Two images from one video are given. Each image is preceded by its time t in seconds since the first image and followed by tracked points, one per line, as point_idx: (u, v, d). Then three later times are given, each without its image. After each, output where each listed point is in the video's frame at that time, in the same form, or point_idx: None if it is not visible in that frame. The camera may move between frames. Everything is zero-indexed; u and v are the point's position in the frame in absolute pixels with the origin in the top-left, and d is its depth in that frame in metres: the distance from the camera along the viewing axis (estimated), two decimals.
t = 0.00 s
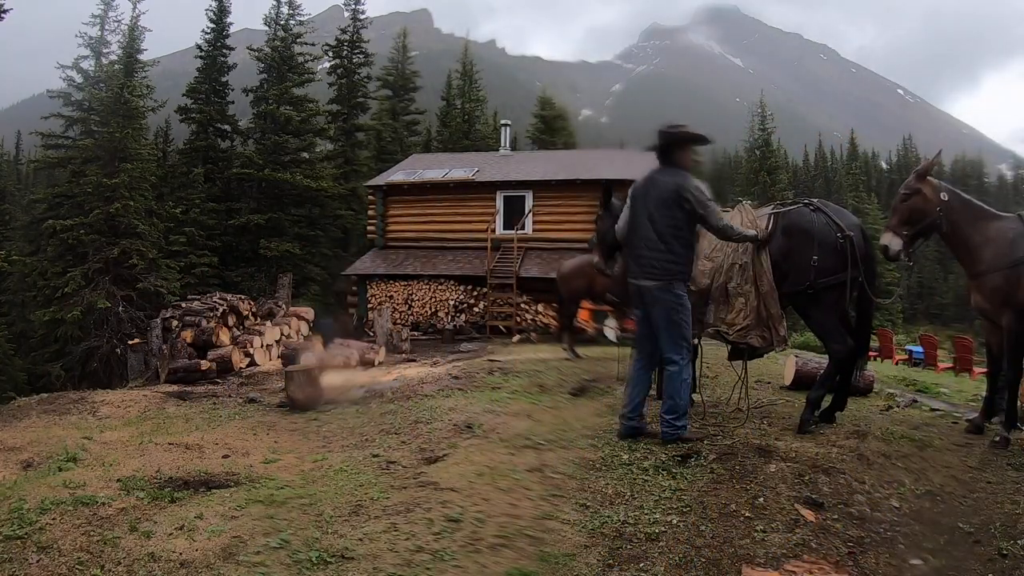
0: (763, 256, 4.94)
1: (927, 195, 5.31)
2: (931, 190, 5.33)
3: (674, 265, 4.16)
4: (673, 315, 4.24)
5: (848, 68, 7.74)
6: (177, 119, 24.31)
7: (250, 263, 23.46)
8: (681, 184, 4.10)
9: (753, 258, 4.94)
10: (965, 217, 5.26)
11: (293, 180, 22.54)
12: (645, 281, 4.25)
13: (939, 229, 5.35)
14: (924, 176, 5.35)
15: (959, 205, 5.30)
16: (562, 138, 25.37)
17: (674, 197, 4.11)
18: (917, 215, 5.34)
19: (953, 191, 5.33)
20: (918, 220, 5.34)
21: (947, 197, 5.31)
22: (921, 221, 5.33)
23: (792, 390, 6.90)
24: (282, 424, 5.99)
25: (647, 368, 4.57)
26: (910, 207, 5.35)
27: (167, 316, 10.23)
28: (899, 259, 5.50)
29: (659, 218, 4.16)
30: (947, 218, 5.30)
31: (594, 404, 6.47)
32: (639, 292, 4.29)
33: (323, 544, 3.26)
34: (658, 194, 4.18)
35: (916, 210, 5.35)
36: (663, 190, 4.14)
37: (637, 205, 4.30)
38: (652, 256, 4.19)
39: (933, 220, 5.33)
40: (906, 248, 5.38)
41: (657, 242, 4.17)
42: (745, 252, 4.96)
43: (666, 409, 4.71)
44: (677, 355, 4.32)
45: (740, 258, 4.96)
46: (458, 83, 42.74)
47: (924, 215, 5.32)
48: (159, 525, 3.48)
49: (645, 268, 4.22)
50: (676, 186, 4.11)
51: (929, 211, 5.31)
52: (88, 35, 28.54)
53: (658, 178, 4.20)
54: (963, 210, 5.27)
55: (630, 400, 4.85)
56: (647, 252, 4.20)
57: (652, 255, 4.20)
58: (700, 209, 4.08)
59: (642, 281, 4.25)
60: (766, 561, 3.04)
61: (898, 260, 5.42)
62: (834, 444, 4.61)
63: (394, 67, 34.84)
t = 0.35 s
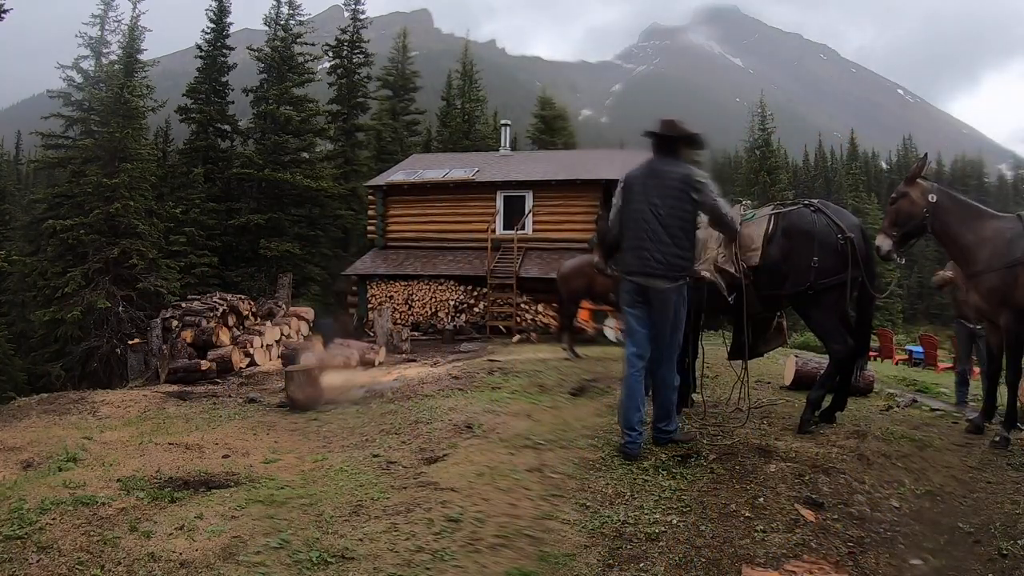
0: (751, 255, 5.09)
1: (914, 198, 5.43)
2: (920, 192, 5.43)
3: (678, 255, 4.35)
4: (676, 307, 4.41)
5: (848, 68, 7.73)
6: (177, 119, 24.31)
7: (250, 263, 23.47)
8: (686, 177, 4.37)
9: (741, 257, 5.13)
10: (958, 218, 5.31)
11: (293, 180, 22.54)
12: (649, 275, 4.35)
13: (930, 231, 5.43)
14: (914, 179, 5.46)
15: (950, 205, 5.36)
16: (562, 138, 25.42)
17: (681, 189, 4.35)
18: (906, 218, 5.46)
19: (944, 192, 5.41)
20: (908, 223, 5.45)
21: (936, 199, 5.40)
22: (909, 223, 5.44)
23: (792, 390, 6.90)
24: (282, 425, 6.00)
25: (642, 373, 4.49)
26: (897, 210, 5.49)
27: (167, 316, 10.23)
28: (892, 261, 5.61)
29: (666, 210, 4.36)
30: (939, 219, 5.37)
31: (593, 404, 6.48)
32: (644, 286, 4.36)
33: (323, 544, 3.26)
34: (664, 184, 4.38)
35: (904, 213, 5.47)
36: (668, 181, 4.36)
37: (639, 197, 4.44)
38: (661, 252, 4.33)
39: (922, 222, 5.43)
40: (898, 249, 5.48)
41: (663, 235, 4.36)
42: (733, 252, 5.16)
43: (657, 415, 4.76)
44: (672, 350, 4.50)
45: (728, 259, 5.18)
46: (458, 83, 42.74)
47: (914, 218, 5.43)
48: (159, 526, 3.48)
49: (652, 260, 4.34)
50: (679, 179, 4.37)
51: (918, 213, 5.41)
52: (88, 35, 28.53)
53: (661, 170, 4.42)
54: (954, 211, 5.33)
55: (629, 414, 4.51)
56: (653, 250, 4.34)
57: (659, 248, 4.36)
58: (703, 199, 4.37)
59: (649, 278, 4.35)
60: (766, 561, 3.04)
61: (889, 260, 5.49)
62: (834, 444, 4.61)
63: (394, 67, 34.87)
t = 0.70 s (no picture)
0: (750, 257, 5.11)
1: (911, 199, 5.50)
2: (918, 193, 5.49)
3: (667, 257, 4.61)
4: (667, 307, 4.64)
5: (848, 68, 7.72)
6: (177, 119, 24.31)
7: (250, 263, 23.48)
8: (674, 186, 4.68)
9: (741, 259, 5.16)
10: (957, 218, 5.32)
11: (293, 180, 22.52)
12: (640, 274, 4.63)
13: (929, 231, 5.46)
14: (912, 180, 5.52)
15: (949, 206, 5.37)
16: (562, 138, 25.46)
17: (670, 198, 4.68)
18: (904, 219, 5.51)
19: (943, 192, 5.44)
20: (906, 223, 5.50)
21: (935, 199, 5.43)
22: (907, 223, 5.50)
23: (792, 390, 6.89)
24: (282, 424, 6.00)
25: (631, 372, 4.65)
26: (896, 212, 5.55)
27: (167, 316, 10.23)
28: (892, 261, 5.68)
29: (656, 216, 4.67)
30: (938, 219, 5.40)
31: (594, 404, 6.48)
32: (636, 286, 4.62)
33: (324, 544, 3.25)
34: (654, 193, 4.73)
35: (902, 214, 5.53)
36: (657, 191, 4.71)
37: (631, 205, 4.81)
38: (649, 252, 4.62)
39: (921, 223, 5.48)
40: (897, 250, 5.54)
41: (652, 238, 4.65)
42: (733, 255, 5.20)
43: (653, 415, 4.82)
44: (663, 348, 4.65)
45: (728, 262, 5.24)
46: (458, 82, 42.74)
47: (912, 219, 5.49)
48: (159, 525, 3.48)
49: (642, 260, 4.64)
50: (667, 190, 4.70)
51: (916, 214, 5.47)
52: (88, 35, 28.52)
53: (654, 180, 4.77)
54: (954, 210, 5.35)
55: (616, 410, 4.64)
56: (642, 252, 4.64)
57: (648, 246, 4.65)
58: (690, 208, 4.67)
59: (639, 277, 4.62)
60: (766, 561, 3.05)
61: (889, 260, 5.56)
62: (834, 444, 4.61)
63: (394, 67, 34.86)
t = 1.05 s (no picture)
0: (751, 256, 5.12)
1: (907, 205, 5.68)
2: (912, 199, 5.66)
3: (653, 260, 4.46)
4: (656, 307, 4.48)
5: (848, 68, 7.73)
6: (177, 119, 24.33)
7: (250, 263, 23.49)
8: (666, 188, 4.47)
9: (741, 258, 5.20)
10: (953, 220, 5.39)
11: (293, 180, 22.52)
12: (626, 275, 4.52)
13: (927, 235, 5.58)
14: (908, 186, 5.70)
15: (945, 208, 5.47)
16: (562, 138, 25.50)
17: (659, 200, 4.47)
18: (900, 224, 5.72)
19: (939, 196, 5.55)
20: (903, 228, 5.71)
21: (930, 204, 5.55)
22: (904, 229, 5.70)
23: (791, 390, 6.90)
24: (282, 424, 6.00)
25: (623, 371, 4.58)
26: (893, 218, 5.77)
27: (167, 316, 10.24)
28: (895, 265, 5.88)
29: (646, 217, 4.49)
30: (934, 222, 5.50)
31: (594, 404, 6.48)
32: (623, 286, 4.53)
33: (324, 544, 3.25)
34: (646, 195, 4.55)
35: (898, 220, 5.75)
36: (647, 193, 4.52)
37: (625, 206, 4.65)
38: (634, 253, 4.48)
39: (918, 227, 5.63)
40: (898, 254, 5.74)
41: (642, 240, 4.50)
42: (734, 255, 5.25)
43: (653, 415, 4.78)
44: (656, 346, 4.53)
45: (730, 262, 5.28)
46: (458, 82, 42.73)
47: (907, 224, 5.67)
48: (160, 526, 3.48)
49: (628, 261, 4.52)
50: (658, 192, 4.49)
51: (910, 219, 5.65)
52: (88, 35, 28.50)
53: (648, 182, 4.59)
54: (949, 213, 5.43)
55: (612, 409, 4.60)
56: (627, 251, 4.52)
57: (635, 247, 4.51)
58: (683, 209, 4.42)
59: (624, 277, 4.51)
60: (766, 561, 3.05)
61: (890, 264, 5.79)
62: (834, 444, 4.61)
63: (394, 67, 34.84)
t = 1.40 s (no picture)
0: (754, 252, 5.11)
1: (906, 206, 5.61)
2: (909, 202, 5.62)
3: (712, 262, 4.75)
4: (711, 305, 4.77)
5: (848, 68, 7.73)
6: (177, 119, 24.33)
7: (250, 263, 23.50)
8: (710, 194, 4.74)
9: (746, 254, 5.17)
10: (949, 221, 5.35)
11: (293, 180, 22.50)
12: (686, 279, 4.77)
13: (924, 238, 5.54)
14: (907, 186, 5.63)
15: (941, 210, 5.42)
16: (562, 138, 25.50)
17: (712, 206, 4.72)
18: (898, 227, 5.66)
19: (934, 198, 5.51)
20: (901, 231, 5.65)
21: (927, 205, 5.51)
22: (902, 232, 5.64)
23: (792, 390, 6.90)
24: (282, 424, 6.00)
25: (670, 364, 4.94)
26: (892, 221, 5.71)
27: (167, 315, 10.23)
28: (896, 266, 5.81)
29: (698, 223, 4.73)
30: (931, 224, 5.43)
31: (594, 404, 6.48)
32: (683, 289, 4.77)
33: (324, 545, 3.25)
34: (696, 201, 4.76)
35: (898, 221, 5.68)
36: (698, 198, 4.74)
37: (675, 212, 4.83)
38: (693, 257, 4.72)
39: (918, 228, 5.55)
40: (899, 256, 5.67)
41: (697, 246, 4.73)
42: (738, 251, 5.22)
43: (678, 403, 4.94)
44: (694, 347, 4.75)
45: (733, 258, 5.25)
46: (458, 82, 42.73)
47: (907, 225, 5.60)
48: (159, 526, 3.48)
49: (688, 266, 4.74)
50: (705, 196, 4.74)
51: (909, 222, 5.60)
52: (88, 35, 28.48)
53: (695, 187, 4.77)
54: (945, 214, 5.39)
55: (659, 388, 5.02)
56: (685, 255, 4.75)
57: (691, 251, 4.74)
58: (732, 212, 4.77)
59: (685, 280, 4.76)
60: (766, 561, 3.04)
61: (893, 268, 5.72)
62: (834, 444, 4.61)
63: (394, 67, 34.85)
